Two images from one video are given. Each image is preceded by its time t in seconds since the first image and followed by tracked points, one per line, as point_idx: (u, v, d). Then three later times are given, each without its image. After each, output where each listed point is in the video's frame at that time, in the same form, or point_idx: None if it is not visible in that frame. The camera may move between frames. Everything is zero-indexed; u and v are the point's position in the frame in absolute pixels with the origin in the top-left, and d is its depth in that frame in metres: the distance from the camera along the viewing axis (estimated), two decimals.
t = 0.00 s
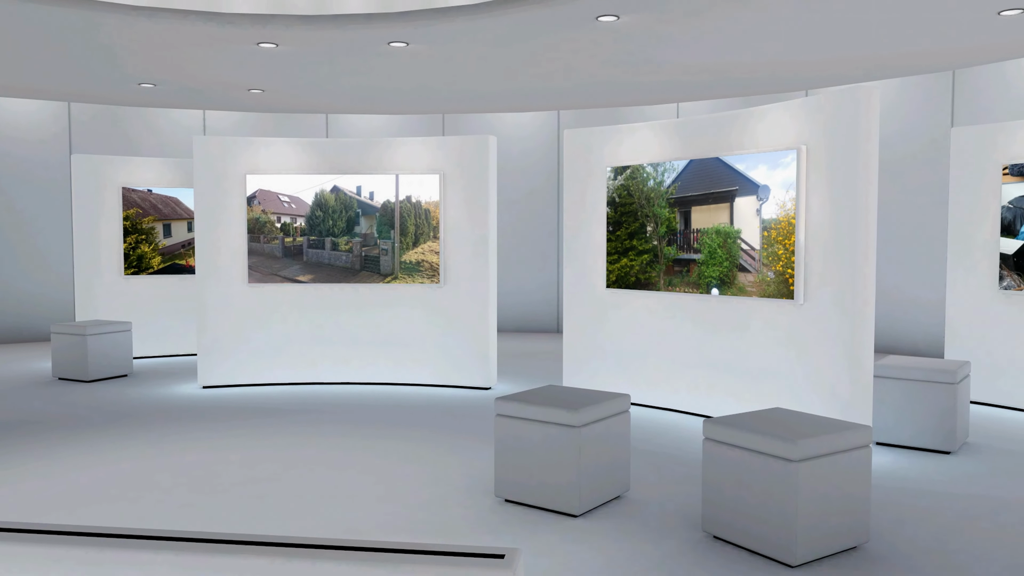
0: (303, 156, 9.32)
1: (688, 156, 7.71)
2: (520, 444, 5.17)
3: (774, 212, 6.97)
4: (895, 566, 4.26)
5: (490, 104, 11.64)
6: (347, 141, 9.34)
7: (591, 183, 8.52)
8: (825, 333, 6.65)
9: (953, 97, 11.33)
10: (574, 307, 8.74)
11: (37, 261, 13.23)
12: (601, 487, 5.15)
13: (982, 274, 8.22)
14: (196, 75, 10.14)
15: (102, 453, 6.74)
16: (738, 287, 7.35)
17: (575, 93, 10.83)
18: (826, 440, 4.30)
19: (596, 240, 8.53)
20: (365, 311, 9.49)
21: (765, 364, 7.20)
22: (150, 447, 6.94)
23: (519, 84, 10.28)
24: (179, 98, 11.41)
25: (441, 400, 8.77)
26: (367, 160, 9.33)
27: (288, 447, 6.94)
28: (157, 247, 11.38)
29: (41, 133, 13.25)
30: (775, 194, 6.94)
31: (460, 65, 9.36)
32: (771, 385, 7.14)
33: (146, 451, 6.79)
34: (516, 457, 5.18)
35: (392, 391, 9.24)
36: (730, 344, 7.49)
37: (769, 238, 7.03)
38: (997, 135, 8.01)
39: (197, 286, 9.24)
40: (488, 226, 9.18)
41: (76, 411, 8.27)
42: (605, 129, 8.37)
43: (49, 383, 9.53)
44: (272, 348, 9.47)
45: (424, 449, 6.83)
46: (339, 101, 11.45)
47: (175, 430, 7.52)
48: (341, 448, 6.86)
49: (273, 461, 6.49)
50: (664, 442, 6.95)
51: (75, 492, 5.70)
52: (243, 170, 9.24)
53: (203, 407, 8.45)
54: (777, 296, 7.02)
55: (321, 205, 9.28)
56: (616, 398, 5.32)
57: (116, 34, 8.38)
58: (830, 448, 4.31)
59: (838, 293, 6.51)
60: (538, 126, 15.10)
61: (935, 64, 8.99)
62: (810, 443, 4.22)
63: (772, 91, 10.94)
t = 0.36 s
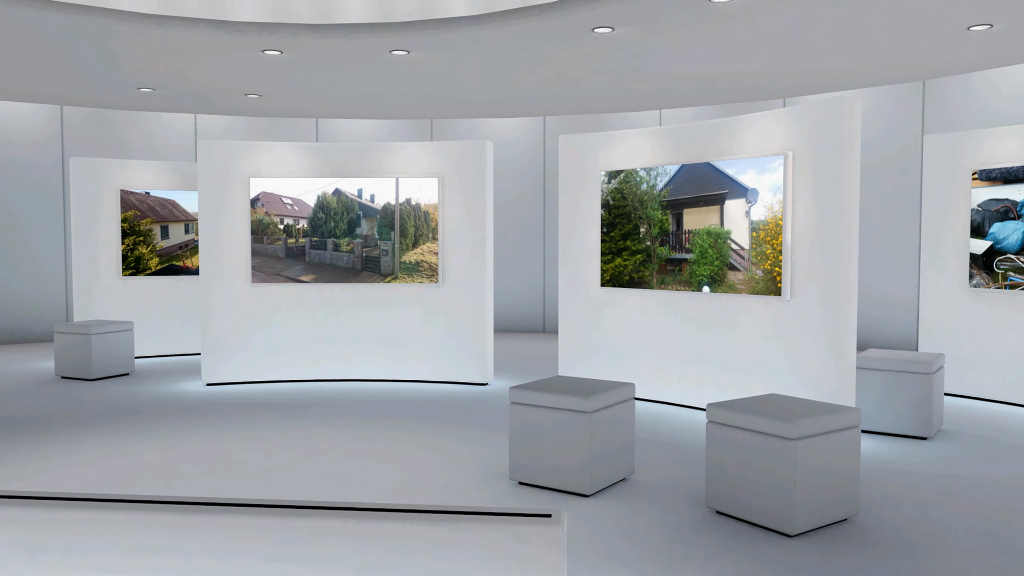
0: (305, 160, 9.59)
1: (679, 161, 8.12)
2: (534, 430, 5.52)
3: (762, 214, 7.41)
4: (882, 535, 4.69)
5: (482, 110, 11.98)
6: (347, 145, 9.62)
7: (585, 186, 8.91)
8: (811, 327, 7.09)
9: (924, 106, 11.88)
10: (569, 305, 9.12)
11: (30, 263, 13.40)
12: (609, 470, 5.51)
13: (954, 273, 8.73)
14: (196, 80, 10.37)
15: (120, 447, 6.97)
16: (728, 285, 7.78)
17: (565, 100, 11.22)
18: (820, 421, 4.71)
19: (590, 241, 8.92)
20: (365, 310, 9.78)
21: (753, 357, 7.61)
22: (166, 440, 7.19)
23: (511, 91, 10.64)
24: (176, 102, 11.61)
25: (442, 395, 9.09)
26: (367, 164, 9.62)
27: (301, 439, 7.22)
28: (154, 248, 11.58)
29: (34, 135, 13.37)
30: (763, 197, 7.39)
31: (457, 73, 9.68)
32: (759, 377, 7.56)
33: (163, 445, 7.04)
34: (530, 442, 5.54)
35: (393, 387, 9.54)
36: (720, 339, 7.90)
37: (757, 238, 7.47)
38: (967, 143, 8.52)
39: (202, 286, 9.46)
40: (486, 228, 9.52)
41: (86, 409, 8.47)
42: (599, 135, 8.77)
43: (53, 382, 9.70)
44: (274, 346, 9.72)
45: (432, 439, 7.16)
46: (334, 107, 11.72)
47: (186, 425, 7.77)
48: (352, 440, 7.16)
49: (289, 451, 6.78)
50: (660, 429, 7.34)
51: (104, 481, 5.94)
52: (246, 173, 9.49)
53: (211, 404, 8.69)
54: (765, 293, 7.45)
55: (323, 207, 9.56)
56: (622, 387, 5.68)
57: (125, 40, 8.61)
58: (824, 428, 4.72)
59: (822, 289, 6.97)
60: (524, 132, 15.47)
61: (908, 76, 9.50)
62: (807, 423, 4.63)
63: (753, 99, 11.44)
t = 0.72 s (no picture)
0: (307, 163, 9.88)
1: (672, 166, 8.54)
2: (547, 417, 5.89)
3: (752, 216, 7.85)
4: (871, 509, 5.11)
5: (474, 116, 12.30)
6: (349, 149, 9.92)
7: (581, 190, 9.30)
8: (798, 322, 7.54)
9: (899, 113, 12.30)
10: (566, 303, 9.51)
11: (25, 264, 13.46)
12: (617, 453, 5.90)
13: (928, 272, 9.24)
14: (197, 86, 10.60)
15: (137, 440, 7.21)
16: (719, 283, 8.20)
17: (557, 107, 11.59)
18: (815, 405, 5.13)
19: (586, 242, 9.31)
20: (366, 309, 10.07)
21: (743, 351, 8.04)
22: (181, 434, 7.43)
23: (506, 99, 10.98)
24: (174, 106, 11.81)
25: (442, 391, 9.42)
26: (368, 168, 9.92)
27: (313, 431, 7.51)
28: (153, 250, 11.78)
29: (28, 137, 13.48)
30: (752, 200, 7.83)
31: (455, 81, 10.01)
32: (749, 370, 8.00)
33: (180, 437, 7.28)
34: (542, 428, 5.91)
35: (394, 383, 9.84)
36: (711, 335, 8.33)
37: (747, 239, 7.91)
38: (940, 150, 9.03)
39: (207, 285, 9.71)
40: (484, 229, 9.87)
41: (96, 405, 8.68)
42: (595, 141, 9.16)
43: (58, 380, 9.87)
44: (278, 344, 9.98)
45: (440, 430, 7.49)
46: (330, 112, 11.98)
47: (198, 419, 8.01)
48: (363, 431, 7.46)
49: (305, 442, 7.07)
50: (656, 419, 7.74)
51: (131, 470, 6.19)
52: (250, 176, 9.75)
53: (218, 400, 8.93)
54: (754, 290, 7.89)
55: (326, 210, 9.85)
56: (627, 376, 6.06)
57: (134, 46, 8.83)
58: (818, 411, 5.15)
59: (809, 287, 7.42)
60: (511, 137, 15.79)
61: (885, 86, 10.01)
62: (803, 406, 5.05)
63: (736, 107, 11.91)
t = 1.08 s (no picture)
0: (310, 167, 10.15)
1: (665, 170, 8.92)
2: (557, 407, 6.25)
3: (743, 217, 8.26)
4: (860, 489, 5.49)
5: (469, 121, 12.59)
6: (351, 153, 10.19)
7: (577, 193, 9.66)
8: (786, 318, 7.95)
9: (876, 120, 12.84)
10: (563, 302, 9.85)
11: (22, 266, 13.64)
12: (622, 441, 6.24)
13: (907, 272, 9.70)
14: (200, 90, 10.82)
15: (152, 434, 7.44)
16: (711, 281, 8.59)
17: (550, 112, 11.91)
18: (808, 392, 5.52)
19: (581, 243, 9.66)
20: (367, 308, 10.34)
21: (734, 346, 8.44)
22: (194, 428, 7.66)
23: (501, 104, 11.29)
24: (174, 110, 12.00)
25: (443, 387, 9.72)
26: (370, 171, 10.21)
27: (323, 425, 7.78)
28: (154, 251, 11.96)
29: (25, 140, 13.64)
30: (743, 203, 8.24)
31: (454, 87, 10.32)
32: (740, 364, 8.39)
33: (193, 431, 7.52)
34: (552, 417, 6.25)
35: (395, 381, 10.13)
36: (703, 331, 8.71)
37: (738, 239, 8.31)
38: (918, 155, 9.50)
39: (212, 286, 9.94)
40: (482, 231, 10.20)
41: (106, 402, 8.88)
42: (590, 146, 9.52)
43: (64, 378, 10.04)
44: (281, 343, 10.23)
45: (446, 423, 7.79)
46: (328, 116, 12.22)
47: (208, 415, 8.24)
48: (371, 424, 7.75)
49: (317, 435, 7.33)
50: (653, 411, 8.09)
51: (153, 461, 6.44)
52: (255, 179, 10.01)
53: (225, 397, 9.16)
54: (745, 288, 8.29)
55: (328, 211, 10.12)
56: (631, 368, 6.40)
57: (142, 54, 9.07)
58: (810, 398, 5.54)
59: (797, 285, 7.84)
60: (501, 141, 16.08)
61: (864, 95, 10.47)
62: (797, 393, 5.43)
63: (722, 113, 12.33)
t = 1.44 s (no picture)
0: (312, 169, 10.38)
1: (660, 173, 9.22)
2: (561, 399, 6.56)
3: (735, 219, 8.59)
4: (850, 474, 5.82)
5: (463, 125, 12.83)
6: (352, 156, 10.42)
7: (573, 195, 9.95)
8: (777, 316, 8.29)
9: (860, 125, 13.23)
10: (559, 302, 10.15)
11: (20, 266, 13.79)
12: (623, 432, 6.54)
13: (891, 272, 10.07)
14: (201, 94, 11.00)
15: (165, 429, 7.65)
16: (704, 280, 8.90)
17: (544, 117, 12.17)
18: (801, 384, 5.83)
19: (578, 243, 9.95)
20: (368, 308, 10.57)
21: (726, 343, 8.76)
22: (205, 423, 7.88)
23: (497, 108, 11.55)
24: (173, 113, 12.16)
25: (443, 384, 9.97)
26: (370, 174, 10.45)
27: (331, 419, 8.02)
28: (154, 252, 12.16)
29: (22, 143, 13.75)
30: (735, 205, 8.57)
31: (452, 92, 10.57)
32: (732, 360, 8.71)
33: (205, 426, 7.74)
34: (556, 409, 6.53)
35: (396, 378, 10.36)
36: (696, 328, 9.03)
37: (731, 239, 8.64)
38: (901, 160, 9.87)
39: (216, 285, 10.13)
40: (481, 232, 10.47)
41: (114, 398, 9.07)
42: (586, 150, 9.82)
43: (69, 377, 10.21)
44: (283, 341, 10.43)
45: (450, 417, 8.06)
46: (325, 119, 12.43)
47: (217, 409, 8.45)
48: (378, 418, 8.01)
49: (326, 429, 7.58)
50: (650, 405, 8.39)
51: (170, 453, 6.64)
52: (257, 181, 10.22)
53: (231, 394, 9.37)
54: (737, 287, 8.62)
55: (331, 213, 10.36)
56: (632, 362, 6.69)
57: (148, 61, 9.26)
58: (803, 389, 5.85)
59: (788, 283, 8.18)
60: (494, 144, 16.33)
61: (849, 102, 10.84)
62: (791, 385, 5.75)
63: (710, 118, 12.68)
